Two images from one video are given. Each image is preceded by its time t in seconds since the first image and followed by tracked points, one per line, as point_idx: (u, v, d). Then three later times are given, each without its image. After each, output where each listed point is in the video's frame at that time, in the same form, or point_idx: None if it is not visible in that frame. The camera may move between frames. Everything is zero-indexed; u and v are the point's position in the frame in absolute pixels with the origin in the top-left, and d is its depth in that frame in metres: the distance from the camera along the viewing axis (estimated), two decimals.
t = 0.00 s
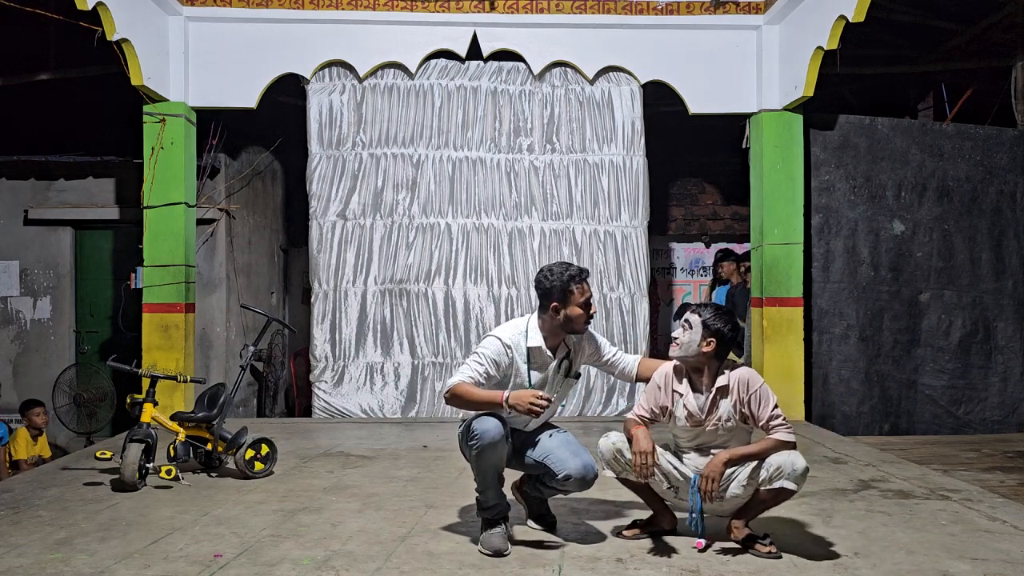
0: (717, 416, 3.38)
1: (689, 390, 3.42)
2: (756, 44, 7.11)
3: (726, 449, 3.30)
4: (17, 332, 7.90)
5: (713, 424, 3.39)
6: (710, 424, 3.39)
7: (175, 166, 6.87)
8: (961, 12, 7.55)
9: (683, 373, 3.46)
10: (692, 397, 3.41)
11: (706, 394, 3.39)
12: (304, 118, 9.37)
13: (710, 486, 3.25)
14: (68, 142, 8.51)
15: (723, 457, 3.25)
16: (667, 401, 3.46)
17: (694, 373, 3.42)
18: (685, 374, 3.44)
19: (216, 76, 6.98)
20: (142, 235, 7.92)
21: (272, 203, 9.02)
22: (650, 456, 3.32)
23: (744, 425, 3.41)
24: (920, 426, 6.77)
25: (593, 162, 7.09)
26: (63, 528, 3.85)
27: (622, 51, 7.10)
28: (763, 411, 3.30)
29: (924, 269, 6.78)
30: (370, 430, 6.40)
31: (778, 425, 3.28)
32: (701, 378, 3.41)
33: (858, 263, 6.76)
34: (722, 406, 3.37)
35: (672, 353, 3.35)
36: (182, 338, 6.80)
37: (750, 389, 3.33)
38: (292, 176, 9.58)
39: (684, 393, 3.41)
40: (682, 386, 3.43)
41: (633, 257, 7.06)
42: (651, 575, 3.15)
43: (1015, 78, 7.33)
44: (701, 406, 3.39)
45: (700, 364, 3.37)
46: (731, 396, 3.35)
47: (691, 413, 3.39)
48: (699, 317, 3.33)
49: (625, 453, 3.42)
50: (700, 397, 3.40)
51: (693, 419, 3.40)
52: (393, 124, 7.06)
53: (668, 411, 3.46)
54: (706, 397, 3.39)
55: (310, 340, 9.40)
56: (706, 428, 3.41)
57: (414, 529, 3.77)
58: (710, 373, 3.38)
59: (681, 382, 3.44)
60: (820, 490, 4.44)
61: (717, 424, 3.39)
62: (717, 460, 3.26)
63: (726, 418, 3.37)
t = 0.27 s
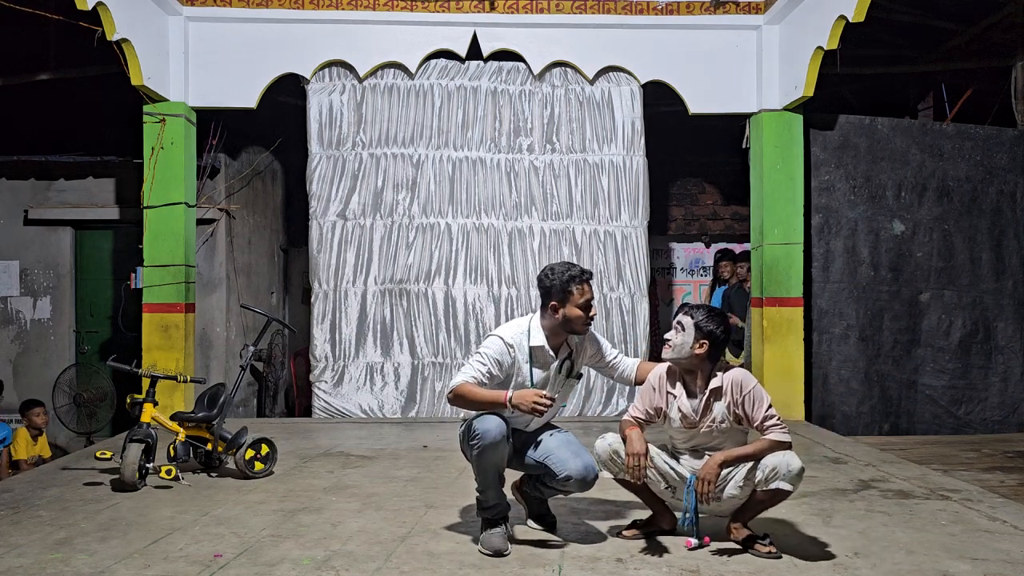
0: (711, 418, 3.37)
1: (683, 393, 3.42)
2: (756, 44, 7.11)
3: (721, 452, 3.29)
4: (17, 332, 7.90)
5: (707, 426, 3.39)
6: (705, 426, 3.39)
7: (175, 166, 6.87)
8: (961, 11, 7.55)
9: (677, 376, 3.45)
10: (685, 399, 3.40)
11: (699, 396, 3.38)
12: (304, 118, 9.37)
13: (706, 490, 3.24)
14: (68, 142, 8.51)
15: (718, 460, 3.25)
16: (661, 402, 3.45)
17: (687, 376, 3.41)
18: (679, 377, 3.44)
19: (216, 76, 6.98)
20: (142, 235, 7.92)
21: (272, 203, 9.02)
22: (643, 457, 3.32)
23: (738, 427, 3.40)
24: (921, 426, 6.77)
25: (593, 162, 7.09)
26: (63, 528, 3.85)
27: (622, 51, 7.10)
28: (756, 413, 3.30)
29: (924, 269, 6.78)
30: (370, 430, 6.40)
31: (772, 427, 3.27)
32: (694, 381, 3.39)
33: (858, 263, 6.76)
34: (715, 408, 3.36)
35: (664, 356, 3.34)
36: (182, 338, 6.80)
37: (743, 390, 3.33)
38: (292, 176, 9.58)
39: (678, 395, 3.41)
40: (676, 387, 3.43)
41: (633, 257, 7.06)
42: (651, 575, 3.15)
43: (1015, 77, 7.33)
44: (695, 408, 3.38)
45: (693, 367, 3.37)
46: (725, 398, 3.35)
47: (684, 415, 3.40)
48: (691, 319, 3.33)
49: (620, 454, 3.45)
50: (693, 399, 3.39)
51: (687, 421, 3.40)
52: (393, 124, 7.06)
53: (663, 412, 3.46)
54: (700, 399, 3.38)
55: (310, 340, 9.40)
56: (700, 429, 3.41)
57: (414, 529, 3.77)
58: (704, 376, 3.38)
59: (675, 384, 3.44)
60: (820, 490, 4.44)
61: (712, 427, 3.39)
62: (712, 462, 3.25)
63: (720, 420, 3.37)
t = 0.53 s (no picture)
0: (710, 419, 3.38)
1: (681, 395, 3.40)
2: (756, 44, 7.11)
3: (721, 452, 3.29)
4: (17, 332, 7.90)
5: (705, 427, 3.39)
6: (703, 427, 3.39)
7: (175, 166, 6.87)
8: (961, 12, 7.55)
9: (676, 378, 3.42)
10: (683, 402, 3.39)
11: (698, 398, 3.38)
12: (304, 118, 9.37)
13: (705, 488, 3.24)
14: (68, 142, 8.51)
15: (717, 459, 3.24)
16: (659, 403, 3.44)
17: (685, 377, 3.39)
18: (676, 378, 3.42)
19: (215, 76, 6.98)
20: (142, 235, 7.92)
21: (272, 203, 9.02)
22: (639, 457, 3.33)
23: (737, 426, 3.41)
24: (921, 426, 6.77)
25: (593, 162, 7.09)
26: (63, 528, 3.85)
27: (622, 51, 7.10)
28: (756, 414, 3.30)
29: (924, 269, 6.78)
30: (370, 430, 6.40)
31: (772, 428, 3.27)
32: (692, 382, 3.38)
33: (858, 263, 6.76)
34: (714, 409, 3.36)
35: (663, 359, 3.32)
36: (182, 338, 6.80)
37: (741, 391, 3.32)
38: (292, 176, 9.58)
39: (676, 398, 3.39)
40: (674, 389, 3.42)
41: (633, 257, 7.06)
42: (651, 575, 3.15)
43: (1015, 77, 7.33)
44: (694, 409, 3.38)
45: (691, 369, 3.35)
46: (723, 399, 3.35)
47: (683, 417, 3.39)
48: (688, 321, 3.30)
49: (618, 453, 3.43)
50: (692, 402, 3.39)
51: (686, 422, 3.40)
52: (393, 124, 7.06)
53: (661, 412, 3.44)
54: (698, 401, 3.38)
55: (310, 340, 9.40)
56: (699, 430, 3.41)
57: (414, 529, 3.77)
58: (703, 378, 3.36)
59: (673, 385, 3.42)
60: (820, 491, 4.44)
61: (710, 428, 3.39)
62: (711, 462, 3.25)
63: (719, 421, 3.37)
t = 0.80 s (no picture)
0: (717, 412, 3.39)
1: (689, 393, 3.39)
2: (756, 44, 7.11)
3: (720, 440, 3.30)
4: (17, 332, 7.90)
5: (712, 420, 3.40)
6: (710, 421, 3.41)
7: (175, 166, 6.87)
8: (961, 11, 7.55)
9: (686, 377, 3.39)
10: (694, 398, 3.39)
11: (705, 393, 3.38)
12: (304, 118, 9.37)
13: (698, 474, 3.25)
14: (68, 142, 8.51)
15: (714, 446, 3.26)
16: (666, 400, 3.44)
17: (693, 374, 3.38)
18: (684, 375, 3.40)
19: (216, 76, 6.98)
20: (142, 235, 7.93)
21: (272, 203, 9.02)
22: (636, 448, 3.35)
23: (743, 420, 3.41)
24: (920, 426, 6.77)
25: (593, 162, 7.09)
26: (63, 528, 3.85)
27: (622, 51, 7.10)
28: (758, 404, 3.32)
29: (924, 269, 6.78)
30: (370, 430, 6.40)
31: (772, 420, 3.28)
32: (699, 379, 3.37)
33: (858, 263, 6.76)
34: (722, 403, 3.38)
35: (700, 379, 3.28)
36: (182, 338, 6.80)
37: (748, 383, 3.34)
38: (292, 176, 9.58)
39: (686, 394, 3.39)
40: (682, 387, 3.39)
41: (633, 257, 7.06)
42: (651, 575, 3.15)
43: (1015, 77, 7.33)
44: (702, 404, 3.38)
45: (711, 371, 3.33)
46: (731, 392, 3.36)
47: (693, 413, 3.40)
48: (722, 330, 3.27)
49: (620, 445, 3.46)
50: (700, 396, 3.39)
51: (694, 418, 3.40)
52: (393, 124, 7.06)
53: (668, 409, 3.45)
54: (706, 396, 3.38)
55: (310, 339, 9.41)
56: (708, 424, 3.42)
57: (414, 529, 3.77)
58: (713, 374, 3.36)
59: (681, 382, 3.40)
60: (820, 490, 4.45)
61: (717, 420, 3.41)
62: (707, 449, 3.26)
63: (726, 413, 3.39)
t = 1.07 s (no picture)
0: (728, 413, 3.39)
1: (701, 393, 3.38)
2: (756, 44, 7.11)
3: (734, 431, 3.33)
4: (17, 332, 7.90)
5: (723, 422, 3.41)
6: (721, 422, 3.41)
7: (175, 166, 6.87)
8: (961, 12, 7.55)
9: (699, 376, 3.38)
10: (706, 398, 3.38)
11: (717, 395, 3.37)
12: (304, 117, 9.37)
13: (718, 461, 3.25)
14: (68, 141, 8.51)
15: (733, 437, 3.26)
16: (676, 404, 3.42)
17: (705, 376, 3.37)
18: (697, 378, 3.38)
19: (215, 76, 6.98)
20: (142, 235, 7.93)
21: (272, 203, 9.02)
22: (657, 440, 3.32)
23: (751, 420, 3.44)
24: (920, 426, 6.77)
25: (593, 162, 7.09)
26: (63, 528, 3.85)
27: (622, 51, 7.10)
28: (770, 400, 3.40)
29: (924, 269, 6.78)
30: (370, 430, 6.40)
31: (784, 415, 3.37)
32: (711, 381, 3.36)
33: (858, 263, 6.76)
34: (733, 405, 3.38)
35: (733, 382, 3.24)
36: (182, 338, 6.80)
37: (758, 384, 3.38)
38: (292, 176, 9.58)
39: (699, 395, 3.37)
40: (694, 388, 3.38)
41: (633, 257, 7.06)
42: (651, 575, 3.15)
43: (1015, 77, 7.33)
44: (712, 405, 3.38)
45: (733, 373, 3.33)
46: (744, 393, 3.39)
47: (704, 412, 3.39)
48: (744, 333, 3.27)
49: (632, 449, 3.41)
50: (713, 398, 3.38)
51: (705, 419, 3.41)
52: (393, 124, 7.06)
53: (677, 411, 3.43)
54: (718, 398, 3.37)
55: (310, 339, 9.41)
56: (717, 425, 3.42)
57: (414, 529, 3.77)
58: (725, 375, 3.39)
59: (694, 386, 3.38)
60: (820, 490, 4.45)
61: (728, 420, 3.41)
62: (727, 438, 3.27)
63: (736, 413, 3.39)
